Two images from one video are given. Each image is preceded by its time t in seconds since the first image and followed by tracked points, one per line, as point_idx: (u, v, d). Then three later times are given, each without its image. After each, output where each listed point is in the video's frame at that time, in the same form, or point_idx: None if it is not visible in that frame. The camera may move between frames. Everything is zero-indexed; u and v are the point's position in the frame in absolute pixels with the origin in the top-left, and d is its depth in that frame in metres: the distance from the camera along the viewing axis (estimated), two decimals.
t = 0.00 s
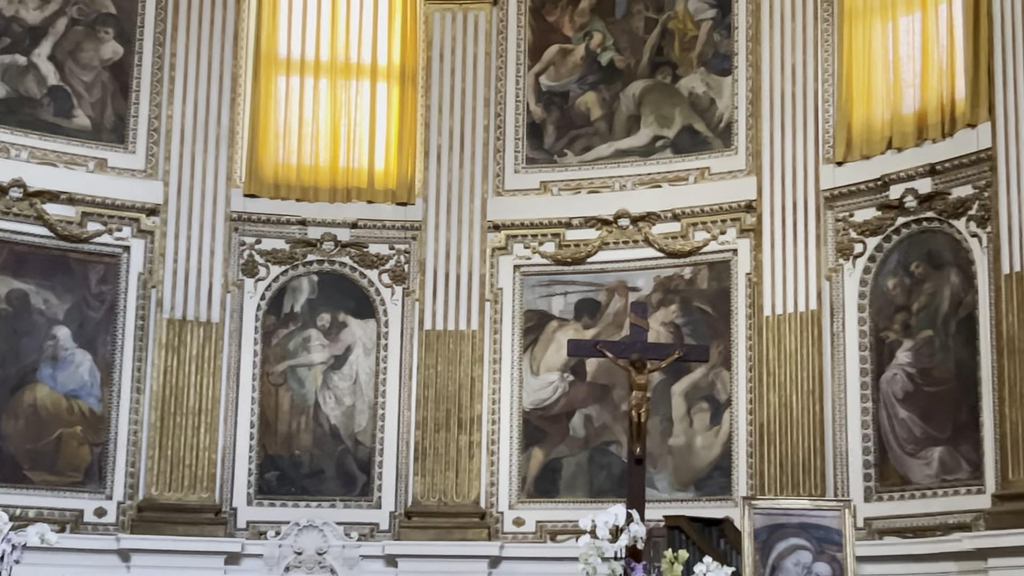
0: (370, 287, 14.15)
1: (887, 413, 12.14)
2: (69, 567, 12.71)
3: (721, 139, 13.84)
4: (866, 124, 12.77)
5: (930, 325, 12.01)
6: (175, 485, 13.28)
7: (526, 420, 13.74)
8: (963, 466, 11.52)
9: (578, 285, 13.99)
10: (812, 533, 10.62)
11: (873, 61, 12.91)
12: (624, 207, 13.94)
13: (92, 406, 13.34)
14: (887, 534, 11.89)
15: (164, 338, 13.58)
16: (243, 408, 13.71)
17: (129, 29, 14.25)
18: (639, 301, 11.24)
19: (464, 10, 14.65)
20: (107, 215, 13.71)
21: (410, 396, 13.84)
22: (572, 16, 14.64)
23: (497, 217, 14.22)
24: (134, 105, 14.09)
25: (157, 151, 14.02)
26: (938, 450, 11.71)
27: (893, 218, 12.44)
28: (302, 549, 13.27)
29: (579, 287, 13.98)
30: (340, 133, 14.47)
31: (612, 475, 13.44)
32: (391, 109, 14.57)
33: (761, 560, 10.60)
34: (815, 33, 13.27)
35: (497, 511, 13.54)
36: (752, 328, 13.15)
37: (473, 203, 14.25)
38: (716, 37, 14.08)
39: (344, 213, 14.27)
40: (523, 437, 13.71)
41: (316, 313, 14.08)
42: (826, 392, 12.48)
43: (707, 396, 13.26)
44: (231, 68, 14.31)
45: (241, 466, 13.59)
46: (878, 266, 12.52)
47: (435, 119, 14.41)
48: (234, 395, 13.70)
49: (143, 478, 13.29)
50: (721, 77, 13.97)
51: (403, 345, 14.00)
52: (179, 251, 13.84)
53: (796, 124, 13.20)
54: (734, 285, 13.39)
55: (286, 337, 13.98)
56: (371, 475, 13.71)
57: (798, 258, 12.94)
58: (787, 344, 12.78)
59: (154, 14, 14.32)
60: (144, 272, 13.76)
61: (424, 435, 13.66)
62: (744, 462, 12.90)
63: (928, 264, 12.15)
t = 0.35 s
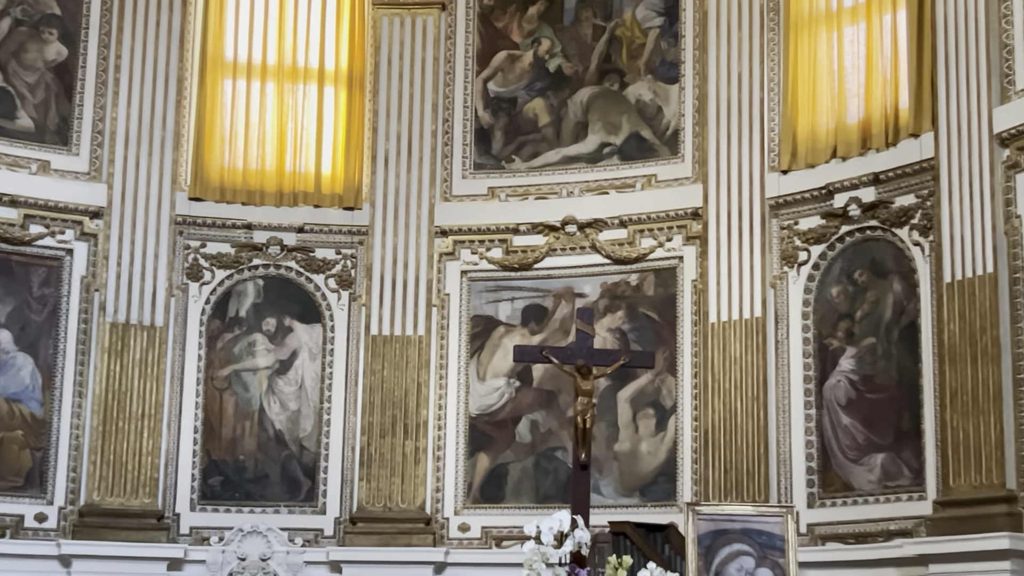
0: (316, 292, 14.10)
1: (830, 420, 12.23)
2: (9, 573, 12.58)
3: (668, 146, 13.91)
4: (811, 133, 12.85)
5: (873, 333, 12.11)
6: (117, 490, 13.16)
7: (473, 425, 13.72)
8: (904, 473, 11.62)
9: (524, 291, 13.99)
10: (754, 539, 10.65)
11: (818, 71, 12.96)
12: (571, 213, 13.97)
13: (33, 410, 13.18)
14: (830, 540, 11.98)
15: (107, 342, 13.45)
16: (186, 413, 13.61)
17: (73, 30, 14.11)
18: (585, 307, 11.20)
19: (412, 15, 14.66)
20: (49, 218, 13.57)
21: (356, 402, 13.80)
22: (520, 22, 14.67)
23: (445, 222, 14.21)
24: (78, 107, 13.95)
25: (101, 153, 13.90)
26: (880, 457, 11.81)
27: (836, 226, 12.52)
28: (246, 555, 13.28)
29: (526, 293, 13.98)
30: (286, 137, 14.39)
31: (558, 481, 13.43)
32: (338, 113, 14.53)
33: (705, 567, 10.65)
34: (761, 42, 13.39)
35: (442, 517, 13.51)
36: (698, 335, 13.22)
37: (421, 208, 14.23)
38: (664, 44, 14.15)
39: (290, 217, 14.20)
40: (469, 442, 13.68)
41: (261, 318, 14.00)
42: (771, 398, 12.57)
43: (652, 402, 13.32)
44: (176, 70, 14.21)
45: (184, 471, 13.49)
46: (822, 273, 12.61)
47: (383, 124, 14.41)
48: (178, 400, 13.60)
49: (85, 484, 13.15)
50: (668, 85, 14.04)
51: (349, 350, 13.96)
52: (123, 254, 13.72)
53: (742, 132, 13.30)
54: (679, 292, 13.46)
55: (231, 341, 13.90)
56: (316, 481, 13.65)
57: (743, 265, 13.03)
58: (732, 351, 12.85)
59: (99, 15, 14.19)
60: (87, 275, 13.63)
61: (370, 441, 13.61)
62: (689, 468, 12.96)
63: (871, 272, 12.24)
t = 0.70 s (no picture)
0: (265, 297, 14.03)
1: (778, 427, 12.31)
2: None
3: (618, 154, 13.97)
4: (760, 142, 12.94)
5: (820, 341, 12.20)
6: (63, 497, 13.03)
7: (422, 432, 13.70)
8: (851, 480, 11.71)
9: (475, 297, 13.99)
10: (701, 546, 10.70)
11: (767, 80, 13.05)
12: (522, 220, 13.99)
13: None
14: (777, 546, 12.05)
15: (52, 347, 13.31)
16: (133, 419, 13.51)
17: (21, 32, 13.98)
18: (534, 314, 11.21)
19: (363, 20, 14.63)
20: None
21: (305, 408, 13.73)
22: (472, 29, 14.69)
23: (395, 228, 14.19)
24: (25, 109, 13.82)
25: (48, 156, 13.78)
26: (827, 464, 11.90)
27: (785, 235, 12.60)
28: (192, 563, 13.07)
29: (476, 299, 13.98)
30: (236, 141, 14.32)
31: (506, 488, 13.44)
32: (288, 118, 14.47)
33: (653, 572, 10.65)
34: (711, 51, 13.47)
35: (391, 524, 13.47)
36: (647, 342, 13.27)
37: (371, 214, 14.21)
38: (615, 52, 14.21)
39: (239, 222, 14.13)
40: (418, 449, 13.66)
41: (209, 323, 13.93)
42: (719, 406, 12.64)
43: (601, 409, 13.35)
44: (125, 74, 14.10)
45: (130, 478, 13.38)
46: (770, 281, 12.69)
47: (334, 128, 14.36)
48: (124, 406, 13.49)
49: (29, 490, 13.00)
50: (619, 93, 14.10)
51: (298, 355, 13.89)
52: (70, 259, 13.61)
53: (692, 140, 13.38)
54: (629, 299, 13.51)
55: (179, 347, 13.81)
56: (264, 487, 13.57)
57: (692, 272, 13.09)
58: (680, 358, 12.91)
59: (46, 18, 14.06)
60: (33, 279, 13.49)
61: (319, 447, 13.55)
62: (638, 475, 13.01)
63: (819, 280, 12.34)
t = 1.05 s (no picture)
0: (222, 306, 13.96)
1: (734, 437, 12.36)
2: None
3: (577, 164, 14.01)
4: (717, 153, 13.02)
5: (776, 351, 12.26)
6: (15, 506, 12.92)
7: (379, 441, 13.65)
8: (806, 489, 11.77)
9: (433, 306, 13.97)
10: (657, 555, 10.72)
11: (725, 92, 13.14)
12: (481, 229, 13.98)
13: None
14: (733, 556, 12.07)
15: (5, 355, 13.21)
16: (87, 427, 13.41)
17: None
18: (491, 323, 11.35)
19: (322, 28, 14.60)
20: None
21: (262, 417, 13.66)
22: (431, 38, 14.70)
23: (353, 237, 14.16)
24: None
25: (3, 162, 13.65)
26: (783, 473, 11.95)
27: (741, 246, 12.66)
28: (147, 571, 13.09)
29: (434, 309, 13.96)
30: (193, 149, 14.27)
31: (464, 497, 13.42)
32: (246, 126, 14.43)
33: None
34: (669, 62, 13.53)
35: (347, 533, 13.41)
36: (605, 352, 13.30)
37: (329, 222, 14.18)
38: (573, 63, 14.26)
39: (196, 230, 14.05)
40: (375, 458, 13.62)
41: (165, 331, 13.85)
42: (676, 415, 12.68)
43: (559, 418, 13.36)
44: (81, 81, 14.00)
45: (84, 487, 13.28)
46: (727, 291, 12.74)
47: (292, 137, 14.33)
48: (79, 414, 13.39)
49: None
50: (578, 103, 14.15)
51: (255, 364, 13.82)
52: (24, 266, 13.53)
53: (650, 151, 13.45)
54: (587, 309, 13.53)
55: (134, 355, 13.73)
56: (220, 496, 13.48)
57: (650, 282, 13.13)
58: (638, 368, 12.95)
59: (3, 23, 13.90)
60: None
61: (275, 456, 13.49)
62: (595, 484, 13.03)
63: (775, 291, 12.39)
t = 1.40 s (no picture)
0: (181, 318, 13.88)
1: (695, 450, 12.38)
2: None
3: (539, 177, 14.03)
4: (678, 167, 13.07)
5: (737, 365, 12.30)
6: None
7: (339, 454, 13.59)
8: (766, 502, 11.81)
9: (394, 319, 13.93)
10: (617, 568, 10.84)
11: (686, 106, 13.21)
12: (443, 242, 13.97)
13: None
14: (693, 569, 12.08)
15: None
16: (44, 440, 13.31)
17: None
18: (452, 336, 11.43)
19: (284, 40, 14.56)
20: None
21: (221, 430, 13.57)
22: (393, 50, 14.70)
23: (315, 249, 14.12)
24: None
25: None
26: (743, 487, 11.98)
27: (702, 259, 12.70)
28: None
29: (395, 322, 13.93)
30: (153, 160, 14.19)
31: (425, 511, 13.37)
32: (206, 137, 14.36)
33: None
34: (631, 76, 13.61)
35: (307, 547, 13.35)
36: (566, 366, 13.31)
37: (290, 235, 14.13)
38: (535, 76, 14.29)
39: (155, 242, 13.97)
40: (335, 472, 13.55)
41: (124, 344, 13.75)
42: (636, 429, 12.70)
43: (520, 432, 13.35)
44: (40, 91, 13.93)
45: (41, 500, 13.16)
46: (688, 305, 12.78)
47: (253, 148, 14.28)
48: (36, 427, 13.28)
49: None
50: (540, 116, 14.17)
51: (214, 377, 13.74)
52: None
53: (611, 165, 13.50)
54: (548, 323, 13.54)
55: (92, 368, 13.62)
56: (178, 510, 13.38)
57: (611, 296, 13.16)
58: (599, 381, 12.96)
59: None
60: None
61: (234, 470, 13.40)
62: (556, 498, 13.02)
63: (736, 304, 12.44)
